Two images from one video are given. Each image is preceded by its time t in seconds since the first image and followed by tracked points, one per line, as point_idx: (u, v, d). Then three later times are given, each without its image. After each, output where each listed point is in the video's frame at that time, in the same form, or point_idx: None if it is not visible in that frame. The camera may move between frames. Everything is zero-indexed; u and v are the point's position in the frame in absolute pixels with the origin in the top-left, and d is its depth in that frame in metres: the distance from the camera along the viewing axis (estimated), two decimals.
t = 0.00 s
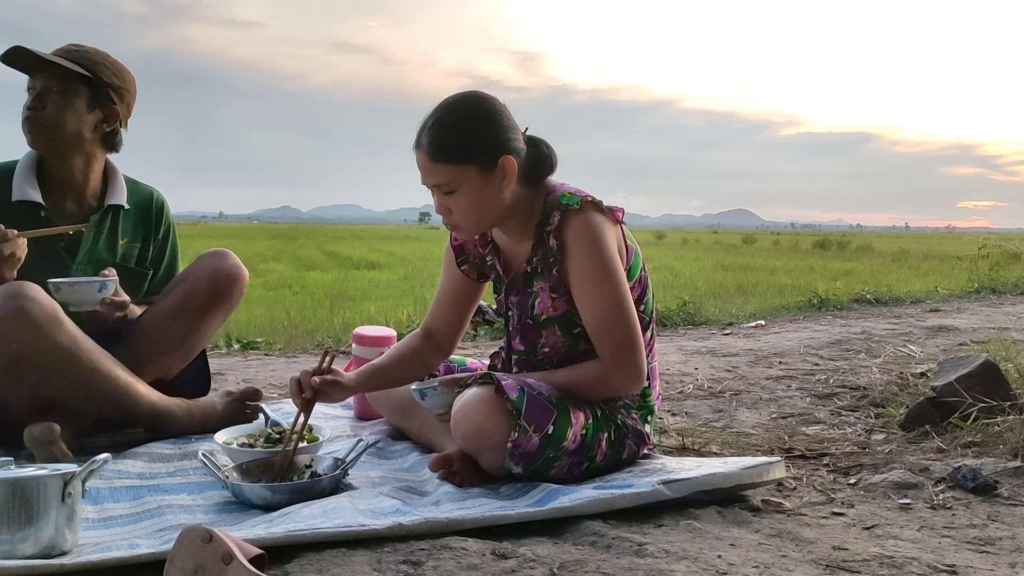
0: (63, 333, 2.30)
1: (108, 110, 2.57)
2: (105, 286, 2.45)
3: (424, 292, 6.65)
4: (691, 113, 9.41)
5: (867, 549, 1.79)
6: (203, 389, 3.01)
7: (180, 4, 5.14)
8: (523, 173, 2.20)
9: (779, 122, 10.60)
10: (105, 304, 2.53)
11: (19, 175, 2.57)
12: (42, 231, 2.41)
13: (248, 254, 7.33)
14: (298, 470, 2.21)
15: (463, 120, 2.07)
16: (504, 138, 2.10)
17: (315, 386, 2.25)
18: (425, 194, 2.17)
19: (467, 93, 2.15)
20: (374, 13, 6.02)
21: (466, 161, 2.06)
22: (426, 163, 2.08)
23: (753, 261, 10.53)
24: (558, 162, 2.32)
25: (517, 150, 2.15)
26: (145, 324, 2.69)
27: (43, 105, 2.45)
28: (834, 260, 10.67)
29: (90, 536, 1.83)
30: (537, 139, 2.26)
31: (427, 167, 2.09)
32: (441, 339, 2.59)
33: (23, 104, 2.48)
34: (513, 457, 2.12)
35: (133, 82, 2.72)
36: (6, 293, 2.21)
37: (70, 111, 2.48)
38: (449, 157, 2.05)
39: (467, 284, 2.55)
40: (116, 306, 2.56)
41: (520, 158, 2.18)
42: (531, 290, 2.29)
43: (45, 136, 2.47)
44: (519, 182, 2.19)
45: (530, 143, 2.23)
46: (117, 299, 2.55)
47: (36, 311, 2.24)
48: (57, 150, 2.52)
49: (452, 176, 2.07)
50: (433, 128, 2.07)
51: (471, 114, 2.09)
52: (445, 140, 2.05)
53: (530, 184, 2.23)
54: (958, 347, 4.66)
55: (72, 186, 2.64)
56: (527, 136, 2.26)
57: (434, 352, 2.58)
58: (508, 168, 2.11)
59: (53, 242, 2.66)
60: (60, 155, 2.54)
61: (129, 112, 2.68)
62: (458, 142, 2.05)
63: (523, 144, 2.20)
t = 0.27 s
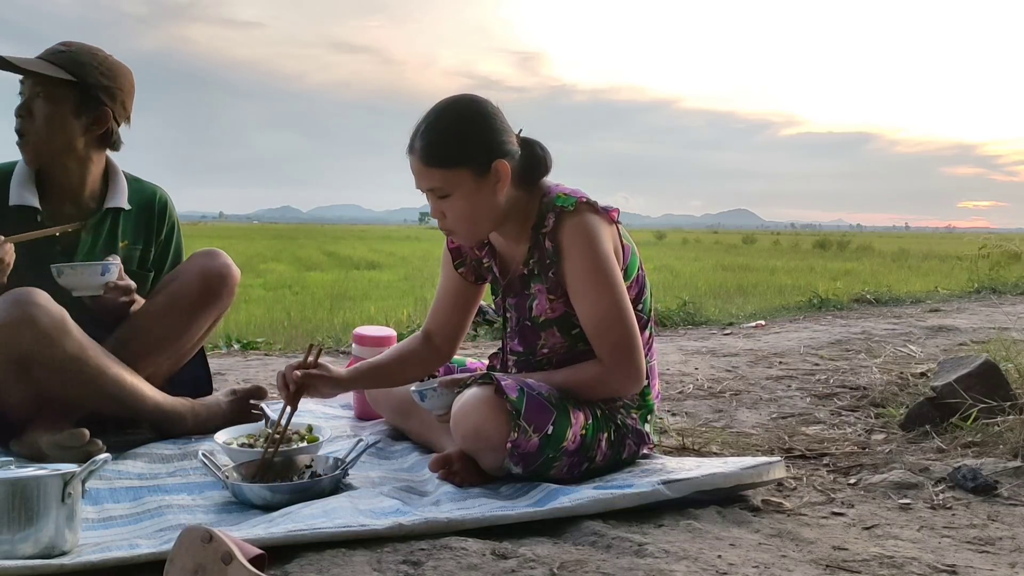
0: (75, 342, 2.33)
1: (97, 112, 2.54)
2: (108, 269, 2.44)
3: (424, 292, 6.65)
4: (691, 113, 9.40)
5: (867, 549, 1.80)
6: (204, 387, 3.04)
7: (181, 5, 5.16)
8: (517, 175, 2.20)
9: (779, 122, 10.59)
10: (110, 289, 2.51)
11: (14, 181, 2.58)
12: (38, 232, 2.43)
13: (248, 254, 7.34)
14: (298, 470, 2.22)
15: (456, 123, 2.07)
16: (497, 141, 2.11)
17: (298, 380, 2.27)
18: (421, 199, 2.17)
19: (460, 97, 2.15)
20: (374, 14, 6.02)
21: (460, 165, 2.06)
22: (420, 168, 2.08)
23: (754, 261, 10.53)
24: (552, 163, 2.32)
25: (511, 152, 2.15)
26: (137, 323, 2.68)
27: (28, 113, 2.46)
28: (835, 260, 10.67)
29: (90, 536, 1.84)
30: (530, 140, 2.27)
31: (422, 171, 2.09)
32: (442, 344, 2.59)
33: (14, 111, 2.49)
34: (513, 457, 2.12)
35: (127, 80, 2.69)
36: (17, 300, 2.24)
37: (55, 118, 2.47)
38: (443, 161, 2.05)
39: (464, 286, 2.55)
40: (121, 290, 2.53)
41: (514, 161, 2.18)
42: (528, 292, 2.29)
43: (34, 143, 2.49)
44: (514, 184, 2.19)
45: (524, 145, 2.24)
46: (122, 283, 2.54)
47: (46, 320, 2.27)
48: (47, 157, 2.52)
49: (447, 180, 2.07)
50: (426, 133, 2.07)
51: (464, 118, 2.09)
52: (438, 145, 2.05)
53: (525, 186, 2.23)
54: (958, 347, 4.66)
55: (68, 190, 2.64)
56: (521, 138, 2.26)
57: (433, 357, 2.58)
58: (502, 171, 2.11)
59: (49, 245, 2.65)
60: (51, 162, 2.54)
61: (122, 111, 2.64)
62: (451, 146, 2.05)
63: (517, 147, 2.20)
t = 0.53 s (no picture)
0: (86, 392, 2.35)
1: (86, 112, 2.51)
2: (132, 284, 2.46)
3: (424, 292, 6.65)
4: (691, 113, 9.40)
5: (867, 549, 1.79)
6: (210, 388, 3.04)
7: (181, 4, 5.15)
8: (514, 176, 2.20)
9: (779, 122, 10.58)
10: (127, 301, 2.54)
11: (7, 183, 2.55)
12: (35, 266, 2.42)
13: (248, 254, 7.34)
14: (298, 470, 2.22)
15: (452, 125, 2.07)
16: (494, 142, 2.11)
17: (293, 390, 2.27)
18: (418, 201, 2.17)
19: (455, 98, 2.15)
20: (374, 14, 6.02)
21: (457, 166, 2.06)
22: (417, 170, 2.08)
23: (754, 261, 10.53)
24: (550, 164, 2.32)
25: (507, 153, 2.15)
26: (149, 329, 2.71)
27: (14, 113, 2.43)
28: (835, 260, 10.67)
29: (90, 536, 1.84)
30: (527, 140, 2.27)
31: (419, 173, 2.08)
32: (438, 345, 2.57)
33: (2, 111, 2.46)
34: (513, 457, 2.12)
35: (116, 74, 2.64)
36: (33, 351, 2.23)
37: (45, 121, 2.45)
38: (439, 163, 2.05)
39: (462, 287, 2.55)
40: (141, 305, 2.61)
41: (511, 161, 2.18)
42: (527, 292, 2.29)
43: (23, 145, 2.47)
44: (511, 184, 2.19)
45: (521, 145, 2.24)
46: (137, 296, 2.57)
47: (57, 370, 2.27)
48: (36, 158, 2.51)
49: (444, 181, 2.07)
50: (422, 135, 2.07)
51: (460, 119, 2.09)
52: (435, 147, 2.05)
53: (522, 187, 2.23)
54: (958, 347, 4.66)
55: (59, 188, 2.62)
56: (518, 138, 2.26)
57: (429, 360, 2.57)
58: (499, 172, 2.11)
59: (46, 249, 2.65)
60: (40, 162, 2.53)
61: (112, 108, 2.60)
62: (447, 147, 2.05)
63: (513, 147, 2.20)
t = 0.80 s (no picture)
0: (94, 416, 2.37)
1: (83, 112, 2.50)
2: (149, 294, 2.54)
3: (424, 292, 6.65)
4: (692, 114, 9.39)
5: (868, 549, 1.79)
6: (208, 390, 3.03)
7: (181, 5, 5.18)
8: (515, 175, 2.20)
9: (779, 122, 10.57)
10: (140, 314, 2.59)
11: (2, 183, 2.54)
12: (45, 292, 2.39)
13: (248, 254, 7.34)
14: (298, 470, 2.22)
15: (453, 124, 2.07)
16: (494, 141, 2.11)
17: (288, 383, 2.27)
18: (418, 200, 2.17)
19: (457, 98, 2.14)
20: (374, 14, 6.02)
21: (458, 166, 2.06)
22: (418, 169, 2.08)
23: (754, 261, 10.53)
24: (550, 163, 2.32)
25: (508, 152, 2.15)
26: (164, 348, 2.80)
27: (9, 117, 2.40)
28: (835, 260, 10.67)
29: (90, 536, 1.84)
30: (528, 139, 2.27)
31: (419, 173, 2.09)
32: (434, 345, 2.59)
33: None
34: (513, 457, 2.12)
35: (110, 73, 2.62)
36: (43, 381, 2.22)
37: (40, 123, 2.43)
38: (439, 162, 2.05)
39: (461, 287, 2.55)
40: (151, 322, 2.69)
41: (511, 160, 2.18)
42: (527, 292, 2.29)
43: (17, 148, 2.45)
44: (511, 184, 2.20)
45: (521, 144, 2.24)
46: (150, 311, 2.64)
47: (65, 398, 2.28)
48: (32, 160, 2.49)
49: (444, 181, 2.07)
50: (423, 134, 2.07)
51: (461, 118, 2.08)
52: (435, 146, 2.05)
53: (523, 186, 2.23)
54: (958, 347, 4.66)
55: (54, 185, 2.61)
56: (519, 137, 2.26)
57: (423, 357, 2.59)
58: (499, 171, 2.11)
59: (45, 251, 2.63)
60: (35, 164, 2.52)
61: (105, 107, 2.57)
62: (447, 145, 2.05)
63: (514, 147, 2.20)
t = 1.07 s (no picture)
0: (103, 430, 2.39)
1: (96, 109, 2.49)
2: (172, 318, 2.56)
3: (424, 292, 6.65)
4: (692, 114, 9.38)
5: (867, 549, 1.80)
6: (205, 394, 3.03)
7: (180, 5, 5.03)
8: (515, 174, 2.20)
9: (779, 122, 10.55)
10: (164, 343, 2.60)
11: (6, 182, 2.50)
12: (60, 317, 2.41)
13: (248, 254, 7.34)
14: (298, 470, 2.22)
15: (454, 123, 2.07)
16: (495, 141, 2.10)
17: (292, 377, 2.27)
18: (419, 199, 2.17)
19: (458, 97, 2.14)
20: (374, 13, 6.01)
21: (459, 164, 2.06)
22: (419, 168, 2.08)
23: (754, 261, 10.52)
24: (551, 162, 2.32)
25: (509, 151, 2.15)
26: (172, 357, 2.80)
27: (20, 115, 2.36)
28: (835, 260, 10.67)
29: (90, 536, 1.84)
30: (529, 139, 2.27)
31: (421, 171, 2.09)
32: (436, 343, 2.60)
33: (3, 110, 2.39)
34: (513, 457, 2.12)
35: (117, 73, 2.61)
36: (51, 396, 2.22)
37: (55, 120, 2.40)
38: (441, 161, 2.05)
39: (462, 286, 2.55)
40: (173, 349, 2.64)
41: (512, 160, 2.18)
42: (526, 291, 2.29)
43: (28, 145, 2.41)
44: (512, 182, 2.20)
45: (522, 144, 2.24)
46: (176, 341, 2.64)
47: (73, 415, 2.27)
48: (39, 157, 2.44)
49: (445, 180, 2.07)
50: (424, 133, 2.07)
51: (462, 118, 2.08)
52: (436, 145, 2.05)
53: (523, 185, 2.23)
54: (958, 347, 4.66)
55: (58, 185, 2.56)
56: (520, 137, 2.26)
57: (425, 354, 2.59)
58: (500, 170, 2.11)
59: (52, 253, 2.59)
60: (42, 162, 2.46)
61: (114, 108, 2.55)
62: (448, 144, 2.05)
63: (515, 146, 2.20)
